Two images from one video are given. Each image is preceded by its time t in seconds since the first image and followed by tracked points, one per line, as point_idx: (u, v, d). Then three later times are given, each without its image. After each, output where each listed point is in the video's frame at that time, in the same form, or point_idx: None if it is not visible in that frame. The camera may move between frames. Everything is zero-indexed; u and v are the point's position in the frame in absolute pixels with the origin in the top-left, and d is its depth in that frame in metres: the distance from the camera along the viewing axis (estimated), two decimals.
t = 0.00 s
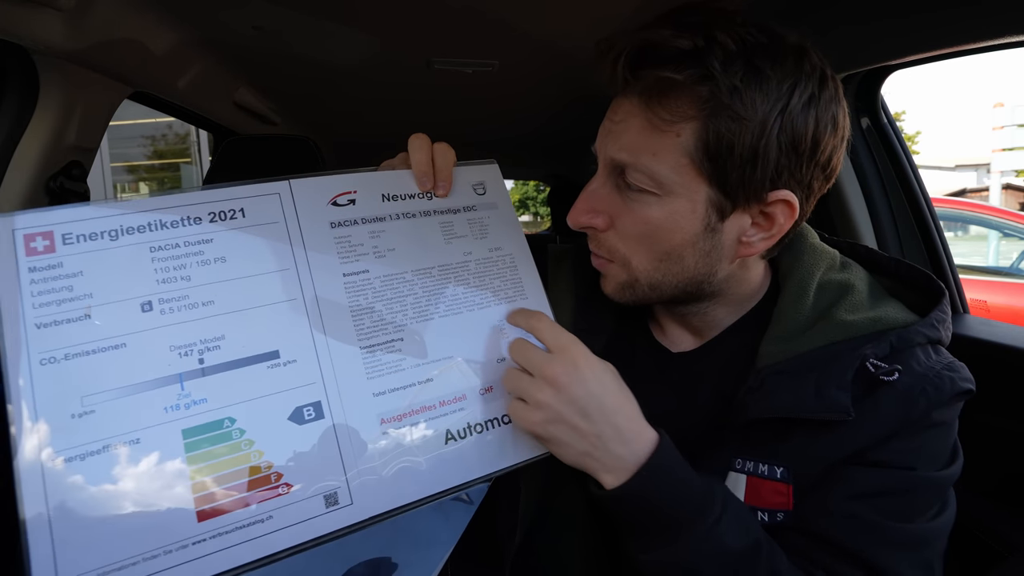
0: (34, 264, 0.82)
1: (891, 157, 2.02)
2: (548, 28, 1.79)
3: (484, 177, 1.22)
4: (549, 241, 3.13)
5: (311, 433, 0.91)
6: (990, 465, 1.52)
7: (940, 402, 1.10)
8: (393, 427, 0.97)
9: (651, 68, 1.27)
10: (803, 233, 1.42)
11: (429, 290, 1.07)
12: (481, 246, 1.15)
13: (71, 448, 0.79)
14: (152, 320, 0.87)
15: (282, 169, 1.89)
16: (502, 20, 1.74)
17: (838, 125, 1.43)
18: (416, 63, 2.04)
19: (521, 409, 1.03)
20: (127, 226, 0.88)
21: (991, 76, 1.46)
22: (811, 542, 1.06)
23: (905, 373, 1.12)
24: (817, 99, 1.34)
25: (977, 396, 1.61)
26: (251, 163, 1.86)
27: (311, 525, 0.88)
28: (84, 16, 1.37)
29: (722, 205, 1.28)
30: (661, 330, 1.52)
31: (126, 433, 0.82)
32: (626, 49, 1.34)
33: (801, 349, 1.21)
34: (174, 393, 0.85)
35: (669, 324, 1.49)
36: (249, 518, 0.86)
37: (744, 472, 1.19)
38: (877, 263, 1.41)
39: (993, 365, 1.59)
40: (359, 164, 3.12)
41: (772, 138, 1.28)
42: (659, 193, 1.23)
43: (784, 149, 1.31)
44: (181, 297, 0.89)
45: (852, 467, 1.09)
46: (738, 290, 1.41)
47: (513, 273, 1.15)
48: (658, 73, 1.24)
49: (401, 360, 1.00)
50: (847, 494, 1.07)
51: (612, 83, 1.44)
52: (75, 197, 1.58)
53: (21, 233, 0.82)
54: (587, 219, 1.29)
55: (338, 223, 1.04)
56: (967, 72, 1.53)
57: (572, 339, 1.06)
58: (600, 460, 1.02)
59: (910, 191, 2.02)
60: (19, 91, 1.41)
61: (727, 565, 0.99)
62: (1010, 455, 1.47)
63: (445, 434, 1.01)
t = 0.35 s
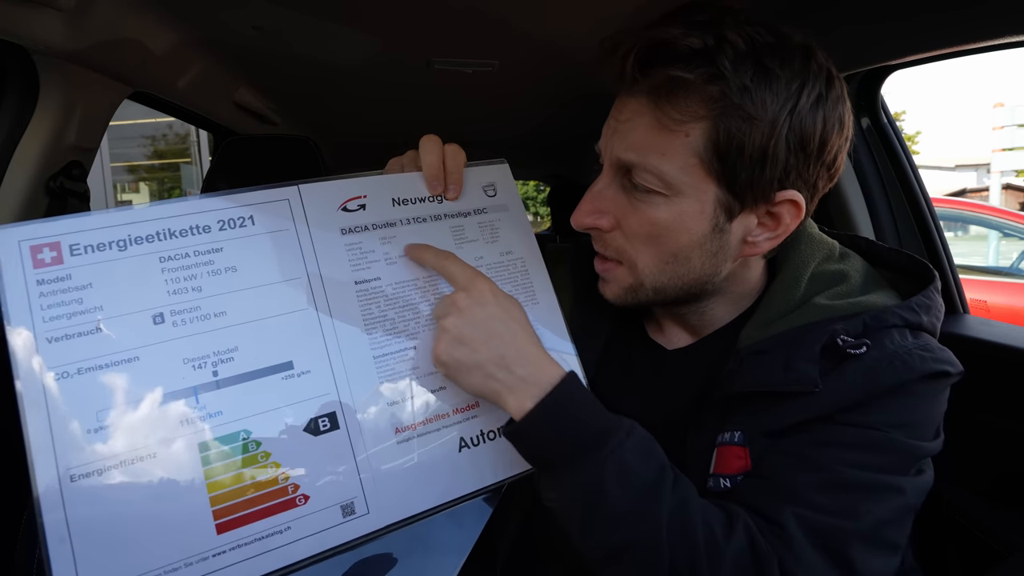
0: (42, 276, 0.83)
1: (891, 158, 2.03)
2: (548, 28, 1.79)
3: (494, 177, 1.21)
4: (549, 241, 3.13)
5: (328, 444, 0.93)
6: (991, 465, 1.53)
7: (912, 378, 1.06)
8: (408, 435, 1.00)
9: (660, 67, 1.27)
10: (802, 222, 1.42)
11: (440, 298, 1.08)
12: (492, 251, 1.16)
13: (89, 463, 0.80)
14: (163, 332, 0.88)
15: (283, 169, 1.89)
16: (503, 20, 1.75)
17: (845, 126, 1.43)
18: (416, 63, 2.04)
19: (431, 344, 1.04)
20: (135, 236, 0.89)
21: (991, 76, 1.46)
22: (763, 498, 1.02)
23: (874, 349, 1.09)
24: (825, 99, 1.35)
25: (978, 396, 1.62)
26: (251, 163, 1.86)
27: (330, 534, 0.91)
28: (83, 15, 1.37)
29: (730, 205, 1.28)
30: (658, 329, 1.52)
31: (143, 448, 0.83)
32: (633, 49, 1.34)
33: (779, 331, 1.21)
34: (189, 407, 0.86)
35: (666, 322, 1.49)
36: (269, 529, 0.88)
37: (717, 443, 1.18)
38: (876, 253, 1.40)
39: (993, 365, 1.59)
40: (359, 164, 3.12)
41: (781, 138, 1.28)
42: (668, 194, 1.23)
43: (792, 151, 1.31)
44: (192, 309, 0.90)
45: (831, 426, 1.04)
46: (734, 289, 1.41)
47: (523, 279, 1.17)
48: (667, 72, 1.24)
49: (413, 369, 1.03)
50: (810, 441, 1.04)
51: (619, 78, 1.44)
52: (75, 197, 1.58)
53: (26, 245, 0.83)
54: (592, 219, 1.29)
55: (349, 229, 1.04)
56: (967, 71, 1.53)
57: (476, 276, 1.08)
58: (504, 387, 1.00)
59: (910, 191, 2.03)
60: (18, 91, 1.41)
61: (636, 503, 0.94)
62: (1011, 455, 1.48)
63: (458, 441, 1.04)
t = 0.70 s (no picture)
0: (31, 287, 0.84)
1: (891, 157, 2.04)
2: (547, 28, 1.79)
3: (490, 182, 1.21)
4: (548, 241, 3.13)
5: (322, 454, 0.94)
6: (989, 465, 1.53)
7: (903, 370, 1.07)
8: (402, 445, 1.00)
9: (652, 69, 1.28)
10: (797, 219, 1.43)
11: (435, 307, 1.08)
12: (488, 257, 1.17)
13: (80, 477, 0.82)
14: (154, 344, 0.88)
15: (283, 169, 1.89)
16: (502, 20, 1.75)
17: (836, 126, 1.44)
18: (416, 63, 2.04)
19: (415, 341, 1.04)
20: (126, 247, 0.90)
21: (992, 76, 1.47)
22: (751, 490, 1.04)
23: (865, 341, 1.09)
24: (815, 100, 1.35)
25: (977, 395, 1.62)
26: (252, 163, 1.87)
27: (323, 545, 0.92)
28: (84, 15, 1.37)
29: (723, 206, 1.28)
30: (652, 329, 1.52)
31: (135, 461, 0.84)
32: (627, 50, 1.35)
33: (769, 326, 1.22)
34: (182, 419, 0.88)
35: (660, 324, 1.50)
36: (263, 541, 0.90)
37: (710, 438, 1.18)
38: (870, 248, 1.40)
39: (993, 365, 1.60)
40: (359, 164, 3.12)
41: (774, 138, 1.29)
42: (661, 196, 1.24)
43: (784, 154, 1.32)
44: (184, 320, 0.91)
45: (822, 418, 1.05)
46: (729, 292, 1.41)
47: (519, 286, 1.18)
48: (660, 73, 1.25)
49: (408, 378, 1.03)
50: (799, 433, 1.05)
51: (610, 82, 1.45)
52: (75, 197, 1.59)
53: (15, 256, 0.84)
54: (585, 220, 1.30)
55: (344, 236, 1.05)
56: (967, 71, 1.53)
57: (452, 269, 1.07)
58: (485, 381, 1.01)
59: (910, 191, 2.04)
60: (19, 91, 1.41)
61: (618, 498, 0.93)
62: (1009, 456, 1.48)
63: (452, 451, 1.04)
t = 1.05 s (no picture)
0: (22, 285, 0.83)
1: (891, 157, 2.03)
2: (547, 27, 1.79)
3: (485, 186, 1.21)
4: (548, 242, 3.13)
5: (308, 457, 0.94)
6: (991, 466, 1.53)
7: (904, 382, 1.06)
8: (389, 449, 1.00)
9: (642, 72, 1.27)
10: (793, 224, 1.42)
11: (425, 310, 1.08)
12: (481, 261, 1.16)
13: (67, 475, 0.81)
14: (144, 344, 0.88)
15: (282, 169, 1.89)
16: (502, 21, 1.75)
17: (831, 133, 1.43)
18: (416, 63, 2.04)
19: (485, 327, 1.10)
20: (117, 245, 0.89)
21: (991, 76, 1.47)
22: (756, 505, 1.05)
23: (866, 353, 1.08)
24: (809, 105, 1.35)
25: (977, 396, 1.62)
26: (251, 163, 1.86)
27: (307, 548, 0.92)
28: (84, 15, 1.37)
29: (712, 211, 1.28)
30: (651, 332, 1.51)
31: (122, 460, 0.84)
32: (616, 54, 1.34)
33: (769, 335, 1.21)
34: (169, 420, 0.87)
35: (659, 326, 1.49)
36: (248, 541, 0.89)
37: (709, 449, 1.18)
38: (867, 252, 1.40)
39: (994, 367, 1.59)
40: (359, 164, 3.12)
41: (764, 143, 1.28)
42: (650, 198, 1.23)
43: (775, 160, 1.32)
44: (174, 320, 0.91)
45: (816, 432, 1.06)
46: (724, 293, 1.41)
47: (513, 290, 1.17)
48: (650, 77, 1.24)
49: (398, 382, 1.03)
50: (799, 450, 1.05)
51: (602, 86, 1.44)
52: (75, 197, 1.59)
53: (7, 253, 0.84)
54: (577, 222, 1.29)
55: (334, 239, 1.04)
56: (967, 71, 1.53)
57: (533, 266, 1.15)
58: (549, 372, 1.07)
59: (910, 190, 2.03)
60: (19, 91, 1.41)
61: (654, 496, 0.98)
62: (1010, 456, 1.48)
63: (440, 455, 1.03)
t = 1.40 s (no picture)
0: (21, 285, 0.83)
1: (891, 157, 2.02)
2: (549, 27, 1.78)
3: (488, 186, 1.20)
4: (549, 242, 3.13)
5: (309, 460, 0.93)
6: (993, 467, 1.52)
7: (912, 385, 1.05)
8: (391, 452, 0.99)
9: (649, 72, 1.26)
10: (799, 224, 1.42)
11: (426, 312, 1.07)
12: (484, 262, 1.15)
13: (66, 477, 0.81)
14: (144, 346, 0.87)
15: (281, 168, 1.88)
16: (504, 20, 1.74)
17: (839, 135, 1.42)
18: (416, 63, 2.03)
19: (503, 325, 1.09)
20: (117, 246, 0.89)
21: (991, 76, 1.46)
22: (762, 506, 1.04)
23: (873, 356, 1.08)
24: (818, 105, 1.34)
25: (978, 397, 1.61)
26: (250, 163, 1.85)
27: (308, 551, 0.91)
28: (83, 15, 1.36)
29: (718, 212, 1.28)
30: (656, 332, 1.51)
31: (121, 462, 0.84)
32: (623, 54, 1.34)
33: (775, 336, 1.20)
34: (168, 422, 0.87)
35: (664, 326, 1.48)
36: (249, 544, 0.89)
37: (713, 449, 1.18)
38: (870, 253, 1.40)
39: (996, 367, 1.58)
40: (360, 164, 3.11)
41: (771, 145, 1.27)
42: (655, 198, 1.23)
43: (783, 161, 1.31)
44: (174, 321, 0.90)
45: (823, 434, 1.05)
46: (730, 294, 1.41)
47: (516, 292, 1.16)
48: (657, 77, 1.23)
49: (399, 385, 1.02)
50: (804, 452, 1.05)
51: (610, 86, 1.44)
52: (75, 197, 1.58)
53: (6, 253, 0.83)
54: (583, 221, 1.28)
55: (336, 240, 1.04)
56: (968, 71, 1.52)
57: (547, 265, 1.15)
58: (568, 368, 1.07)
59: (910, 190, 2.02)
60: (19, 91, 1.40)
61: (662, 492, 0.97)
62: (1013, 457, 1.47)
63: (442, 458, 1.02)
